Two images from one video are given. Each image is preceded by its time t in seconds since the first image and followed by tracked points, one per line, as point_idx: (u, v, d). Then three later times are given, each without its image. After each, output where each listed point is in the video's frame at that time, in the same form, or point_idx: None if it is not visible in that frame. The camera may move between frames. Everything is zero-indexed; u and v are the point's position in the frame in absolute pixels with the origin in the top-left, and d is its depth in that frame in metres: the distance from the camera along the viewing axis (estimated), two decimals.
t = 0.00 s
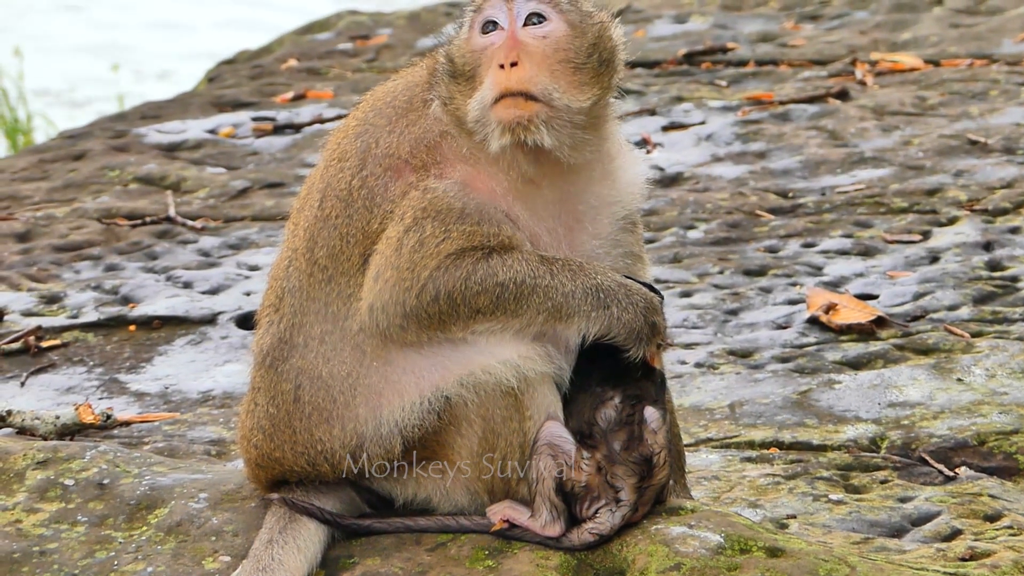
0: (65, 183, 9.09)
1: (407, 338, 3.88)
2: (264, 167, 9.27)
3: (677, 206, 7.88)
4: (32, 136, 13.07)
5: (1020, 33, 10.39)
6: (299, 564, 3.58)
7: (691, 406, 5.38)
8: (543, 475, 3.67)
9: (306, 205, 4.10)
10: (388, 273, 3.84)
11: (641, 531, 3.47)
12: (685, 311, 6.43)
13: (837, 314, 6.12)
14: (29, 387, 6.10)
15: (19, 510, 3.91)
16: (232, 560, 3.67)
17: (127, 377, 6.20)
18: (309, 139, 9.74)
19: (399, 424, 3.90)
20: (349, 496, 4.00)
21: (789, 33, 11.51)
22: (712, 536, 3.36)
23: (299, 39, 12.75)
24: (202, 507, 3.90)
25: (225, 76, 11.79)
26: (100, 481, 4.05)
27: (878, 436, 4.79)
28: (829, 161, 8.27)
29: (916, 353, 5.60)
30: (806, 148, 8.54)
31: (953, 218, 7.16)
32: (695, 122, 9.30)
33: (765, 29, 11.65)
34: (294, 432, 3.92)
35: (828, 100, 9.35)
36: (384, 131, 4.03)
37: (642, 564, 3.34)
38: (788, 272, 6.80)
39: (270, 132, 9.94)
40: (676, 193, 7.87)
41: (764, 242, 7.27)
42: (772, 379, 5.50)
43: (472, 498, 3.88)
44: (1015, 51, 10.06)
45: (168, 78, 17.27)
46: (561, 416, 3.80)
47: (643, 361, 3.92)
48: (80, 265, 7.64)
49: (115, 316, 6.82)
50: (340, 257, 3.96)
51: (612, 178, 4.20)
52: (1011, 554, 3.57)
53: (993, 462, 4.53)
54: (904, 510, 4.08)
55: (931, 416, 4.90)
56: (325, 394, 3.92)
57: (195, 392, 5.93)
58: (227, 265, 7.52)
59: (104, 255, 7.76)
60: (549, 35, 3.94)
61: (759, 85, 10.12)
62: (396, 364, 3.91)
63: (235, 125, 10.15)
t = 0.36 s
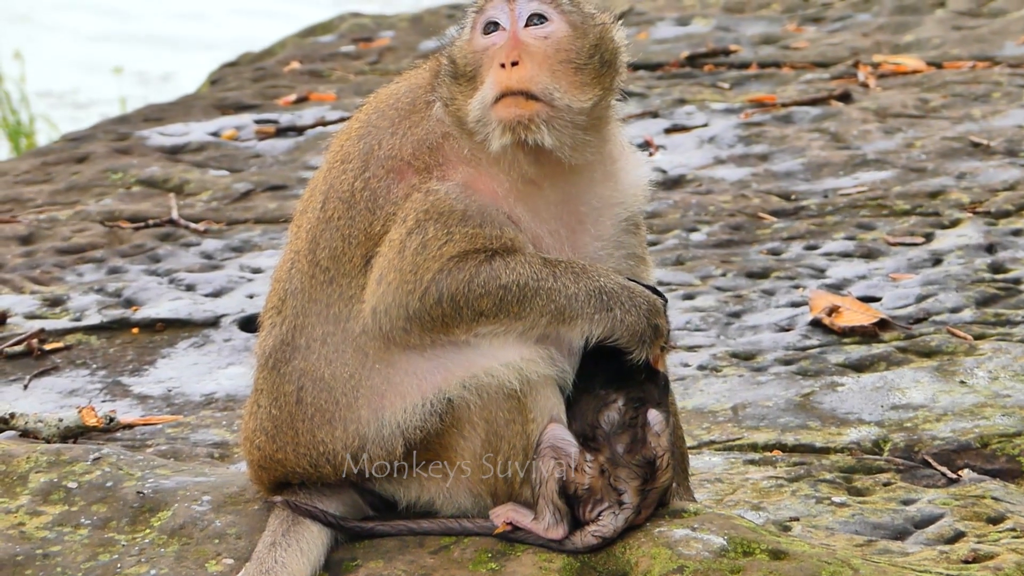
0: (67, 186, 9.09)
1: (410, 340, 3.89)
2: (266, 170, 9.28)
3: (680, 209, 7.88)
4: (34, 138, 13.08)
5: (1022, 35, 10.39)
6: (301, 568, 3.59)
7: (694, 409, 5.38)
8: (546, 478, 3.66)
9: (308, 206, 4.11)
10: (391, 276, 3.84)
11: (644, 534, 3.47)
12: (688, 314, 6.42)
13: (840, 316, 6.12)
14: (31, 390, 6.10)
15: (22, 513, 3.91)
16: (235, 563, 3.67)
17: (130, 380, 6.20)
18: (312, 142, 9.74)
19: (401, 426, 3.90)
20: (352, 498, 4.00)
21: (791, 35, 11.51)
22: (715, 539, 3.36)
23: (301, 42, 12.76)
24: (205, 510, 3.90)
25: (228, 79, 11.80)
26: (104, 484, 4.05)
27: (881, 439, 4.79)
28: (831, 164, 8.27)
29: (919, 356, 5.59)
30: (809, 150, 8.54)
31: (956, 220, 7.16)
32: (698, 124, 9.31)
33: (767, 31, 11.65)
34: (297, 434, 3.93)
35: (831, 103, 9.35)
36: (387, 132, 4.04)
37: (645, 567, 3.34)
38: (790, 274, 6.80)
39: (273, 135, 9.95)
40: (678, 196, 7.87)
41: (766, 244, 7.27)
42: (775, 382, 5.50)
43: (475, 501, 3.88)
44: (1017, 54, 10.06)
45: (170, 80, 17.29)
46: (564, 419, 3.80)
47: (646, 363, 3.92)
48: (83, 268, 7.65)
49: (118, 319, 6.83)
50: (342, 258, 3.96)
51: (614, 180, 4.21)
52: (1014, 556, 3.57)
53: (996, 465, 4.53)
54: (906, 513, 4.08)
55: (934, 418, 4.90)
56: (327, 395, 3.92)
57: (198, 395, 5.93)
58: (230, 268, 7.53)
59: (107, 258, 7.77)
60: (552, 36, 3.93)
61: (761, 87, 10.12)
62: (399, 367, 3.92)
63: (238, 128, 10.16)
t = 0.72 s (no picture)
0: (70, 188, 9.10)
1: (411, 343, 3.89)
2: (268, 172, 9.29)
3: (681, 211, 7.89)
4: (36, 140, 13.10)
5: None
6: (302, 570, 3.60)
7: (695, 411, 5.38)
8: (547, 480, 3.65)
9: (311, 208, 4.11)
10: (392, 279, 3.85)
11: (645, 537, 3.47)
12: (690, 317, 6.43)
13: (841, 319, 6.12)
14: (33, 391, 6.11)
15: (24, 514, 3.92)
16: (236, 565, 3.67)
17: (131, 382, 6.21)
18: (314, 144, 9.75)
19: (402, 428, 3.90)
20: (353, 500, 4.01)
21: (794, 38, 11.52)
22: (716, 541, 3.36)
23: (304, 44, 12.77)
24: (206, 511, 3.90)
25: (230, 81, 11.81)
26: (105, 485, 4.05)
27: (882, 442, 4.79)
28: (833, 166, 8.27)
29: (920, 359, 5.60)
30: (810, 153, 8.54)
31: (958, 224, 7.16)
32: (700, 127, 9.31)
33: (769, 34, 11.66)
34: (298, 435, 3.93)
35: (832, 106, 9.35)
36: (389, 134, 4.04)
37: (646, 569, 3.34)
38: (791, 277, 6.80)
39: (275, 137, 9.96)
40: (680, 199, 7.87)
41: (768, 247, 7.27)
42: (777, 385, 5.50)
43: (477, 504, 3.89)
44: (1019, 57, 10.06)
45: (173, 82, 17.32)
46: (565, 421, 3.80)
47: (647, 366, 3.93)
48: (85, 270, 7.66)
49: (120, 321, 6.83)
50: (343, 260, 3.97)
51: (616, 182, 4.21)
52: (1014, 559, 3.57)
53: (997, 468, 4.53)
54: (907, 516, 4.08)
55: (935, 421, 4.90)
56: (328, 397, 3.92)
57: (200, 397, 5.94)
58: (232, 270, 7.53)
59: (109, 260, 7.77)
60: (550, 38, 3.95)
61: (763, 90, 10.13)
62: (400, 369, 3.92)
63: (240, 130, 10.17)
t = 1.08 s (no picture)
0: (70, 190, 9.10)
1: (409, 345, 3.89)
2: (269, 175, 9.29)
3: (682, 214, 7.89)
4: (37, 143, 13.10)
5: None
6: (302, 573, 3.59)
7: (695, 413, 5.38)
8: (547, 482, 3.66)
9: (310, 211, 4.12)
10: (390, 282, 3.85)
11: (645, 539, 3.47)
12: (690, 319, 6.43)
13: (841, 321, 6.13)
14: (33, 394, 6.11)
15: (24, 517, 3.93)
16: (236, 567, 3.67)
17: (132, 385, 6.21)
18: (314, 147, 9.76)
19: (401, 430, 3.90)
20: (353, 502, 4.01)
21: (793, 40, 11.52)
22: (715, 543, 3.36)
23: (304, 47, 12.77)
24: (206, 514, 3.90)
25: (230, 84, 11.81)
26: (105, 488, 4.05)
27: (882, 444, 4.79)
28: (833, 168, 8.27)
29: (920, 361, 5.60)
30: (810, 155, 8.55)
31: (957, 226, 7.17)
32: (700, 129, 9.32)
33: (769, 37, 11.67)
34: (297, 437, 3.94)
35: (832, 108, 9.35)
36: (388, 137, 4.04)
37: (646, 571, 3.35)
38: (791, 279, 6.80)
39: (275, 140, 9.96)
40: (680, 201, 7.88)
41: (768, 249, 7.27)
42: (777, 387, 5.50)
43: (477, 506, 3.89)
44: (1019, 59, 10.07)
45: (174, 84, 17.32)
46: (565, 423, 3.81)
47: (646, 368, 3.94)
48: (85, 272, 7.66)
49: (120, 324, 6.83)
50: (342, 263, 3.97)
51: (614, 185, 4.21)
52: (1014, 561, 3.57)
53: (997, 470, 4.53)
54: (907, 518, 4.09)
55: (935, 423, 4.89)
56: (328, 399, 3.93)
57: (200, 400, 5.94)
58: (232, 273, 7.53)
59: (109, 262, 7.78)
60: (547, 42, 3.94)
61: (763, 93, 10.13)
62: (398, 371, 3.92)
63: (240, 133, 10.17)
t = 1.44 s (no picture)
0: (68, 191, 9.10)
1: (406, 345, 3.89)
2: (266, 175, 9.29)
3: (679, 213, 7.89)
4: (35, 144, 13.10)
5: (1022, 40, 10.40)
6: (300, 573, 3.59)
7: (693, 413, 5.38)
8: (545, 482, 3.66)
9: (308, 211, 4.11)
10: (387, 282, 3.85)
11: (642, 538, 3.47)
12: (687, 319, 6.43)
13: (839, 321, 6.13)
14: (31, 395, 6.11)
15: (22, 518, 3.92)
16: (234, 567, 3.67)
17: (130, 386, 6.20)
18: (312, 147, 9.75)
19: (399, 430, 3.90)
20: (351, 502, 4.00)
21: (791, 40, 11.52)
22: (713, 542, 3.36)
23: (302, 47, 12.76)
24: (204, 514, 3.90)
25: (228, 85, 11.81)
26: (103, 488, 4.05)
27: (880, 443, 4.79)
28: (831, 168, 8.27)
29: (918, 360, 5.60)
30: (808, 155, 8.55)
31: (955, 225, 7.17)
32: (698, 129, 9.32)
33: (767, 36, 11.67)
34: (294, 438, 3.94)
35: (830, 107, 9.35)
36: (386, 137, 4.04)
37: (644, 570, 3.34)
38: (789, 278, 6.81)
39: (272, 140, 9.96)
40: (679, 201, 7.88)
41: (766, 249, 7.28)
42: (774, 386, 5.50)
43: (475, 506, 3.88)
44: (1016, 58, 10.07)
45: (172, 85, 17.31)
46: (562, 422, 3.81)
47: (642, 368, 3.92)
48: (83, 273, 7.66)
49: (117, 325, 6.83)
50: (340, 263, 3.97)
51: (612, 186, 4.20)
52: (1012, 559, 3.57)
53: (994, 469, 4.54)
54: (905, 517, 4.09)
55: (933, 422, 4.89)
56: (325, 399, 3.92)
57: (198, 400, 5.93)
58: (229, 274, 7.53)
59: (107, 263, 7.77)
60: (543, 44, 3.94)
61: (761, 92, 10.13)
62: (395, 371, 3.92)
63: (238, 133, 10.17)
